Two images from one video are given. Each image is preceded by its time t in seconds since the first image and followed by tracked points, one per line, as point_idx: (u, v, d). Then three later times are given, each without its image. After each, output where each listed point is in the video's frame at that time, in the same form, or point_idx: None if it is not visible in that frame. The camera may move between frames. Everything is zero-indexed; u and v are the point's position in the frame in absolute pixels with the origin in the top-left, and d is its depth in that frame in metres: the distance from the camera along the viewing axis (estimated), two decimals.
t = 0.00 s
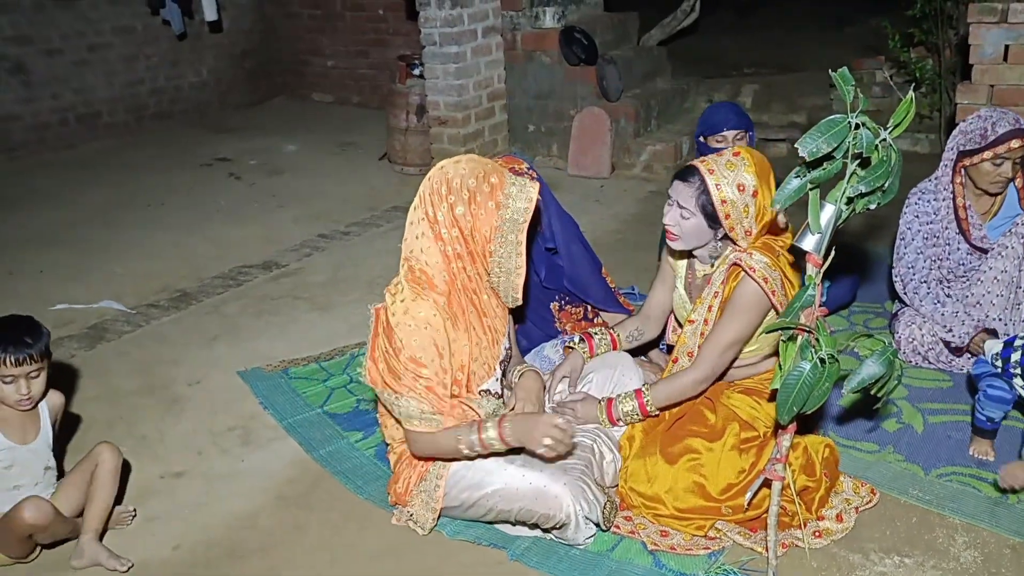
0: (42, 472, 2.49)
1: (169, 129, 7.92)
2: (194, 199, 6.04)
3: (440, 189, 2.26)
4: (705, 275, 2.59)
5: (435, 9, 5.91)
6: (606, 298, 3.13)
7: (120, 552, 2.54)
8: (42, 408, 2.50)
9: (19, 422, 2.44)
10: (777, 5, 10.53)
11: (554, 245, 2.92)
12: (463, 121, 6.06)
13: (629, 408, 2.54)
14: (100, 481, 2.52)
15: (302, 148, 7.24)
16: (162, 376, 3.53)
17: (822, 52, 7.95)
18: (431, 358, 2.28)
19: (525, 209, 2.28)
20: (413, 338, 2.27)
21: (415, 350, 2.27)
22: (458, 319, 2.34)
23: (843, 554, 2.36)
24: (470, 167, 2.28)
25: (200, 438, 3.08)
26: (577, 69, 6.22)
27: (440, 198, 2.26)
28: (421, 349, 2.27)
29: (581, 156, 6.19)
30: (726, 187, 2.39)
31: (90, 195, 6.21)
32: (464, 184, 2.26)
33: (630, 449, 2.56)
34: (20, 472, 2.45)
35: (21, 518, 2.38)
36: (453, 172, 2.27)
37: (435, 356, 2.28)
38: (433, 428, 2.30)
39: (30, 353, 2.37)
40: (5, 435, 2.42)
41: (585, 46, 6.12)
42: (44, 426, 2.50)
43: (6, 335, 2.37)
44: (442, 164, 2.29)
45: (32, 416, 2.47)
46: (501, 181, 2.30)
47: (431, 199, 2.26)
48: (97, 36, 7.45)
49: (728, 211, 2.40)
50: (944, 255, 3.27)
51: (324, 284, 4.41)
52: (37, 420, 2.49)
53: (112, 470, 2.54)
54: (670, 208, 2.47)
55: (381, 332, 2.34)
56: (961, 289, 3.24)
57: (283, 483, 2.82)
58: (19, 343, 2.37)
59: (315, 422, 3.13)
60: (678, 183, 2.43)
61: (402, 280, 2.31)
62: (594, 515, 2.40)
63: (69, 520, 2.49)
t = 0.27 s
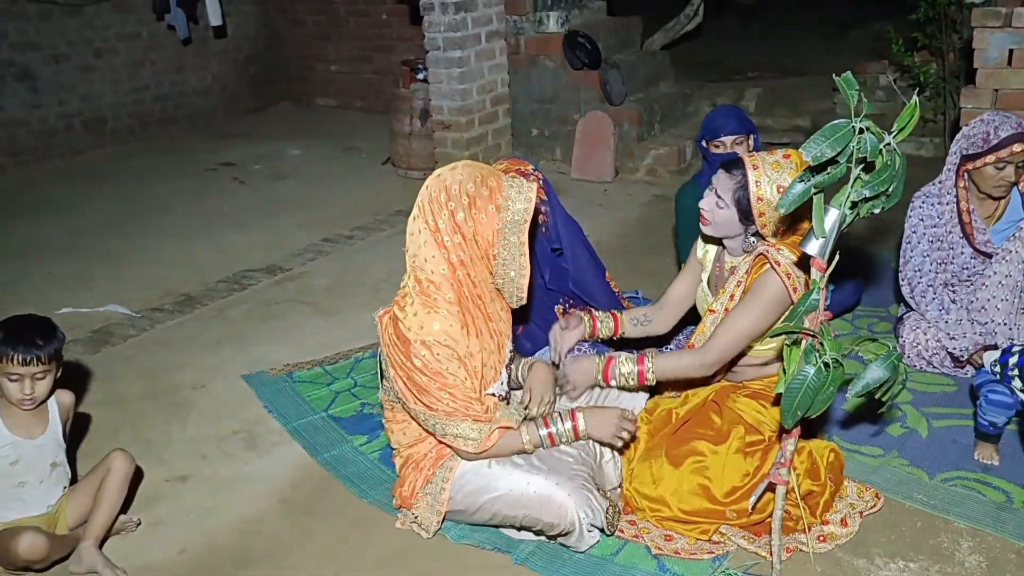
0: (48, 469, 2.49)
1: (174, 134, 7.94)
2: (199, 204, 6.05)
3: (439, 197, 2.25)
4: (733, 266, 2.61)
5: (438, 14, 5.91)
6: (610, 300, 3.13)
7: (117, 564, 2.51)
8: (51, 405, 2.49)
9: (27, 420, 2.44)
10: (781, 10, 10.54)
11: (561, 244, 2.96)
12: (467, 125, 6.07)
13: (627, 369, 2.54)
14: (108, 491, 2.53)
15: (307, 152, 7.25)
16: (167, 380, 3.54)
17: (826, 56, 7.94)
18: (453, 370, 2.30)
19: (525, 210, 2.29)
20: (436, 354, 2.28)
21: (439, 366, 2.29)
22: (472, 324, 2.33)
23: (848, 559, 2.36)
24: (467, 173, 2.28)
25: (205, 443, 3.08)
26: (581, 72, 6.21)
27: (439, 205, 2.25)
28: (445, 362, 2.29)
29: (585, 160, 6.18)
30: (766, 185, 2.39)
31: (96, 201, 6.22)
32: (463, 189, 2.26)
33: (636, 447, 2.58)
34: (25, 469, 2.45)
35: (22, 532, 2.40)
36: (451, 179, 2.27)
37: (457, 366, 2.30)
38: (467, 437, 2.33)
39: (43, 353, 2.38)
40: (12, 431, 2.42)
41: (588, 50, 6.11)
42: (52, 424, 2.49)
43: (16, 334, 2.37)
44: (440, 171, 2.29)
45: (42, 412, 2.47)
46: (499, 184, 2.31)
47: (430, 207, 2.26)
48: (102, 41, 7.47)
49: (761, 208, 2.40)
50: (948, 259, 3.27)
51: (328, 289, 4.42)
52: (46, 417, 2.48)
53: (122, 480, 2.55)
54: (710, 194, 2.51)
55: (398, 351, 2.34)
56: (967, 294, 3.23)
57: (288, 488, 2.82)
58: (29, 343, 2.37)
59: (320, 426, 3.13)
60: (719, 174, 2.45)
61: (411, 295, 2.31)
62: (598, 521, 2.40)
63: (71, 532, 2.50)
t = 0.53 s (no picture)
0: (61, 477, 2.49)
1: (177, 139, 7.96)
2: (202, 208, 6.06)
3: (442, 203, 2.25)
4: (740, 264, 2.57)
5: (442, 19, 5.92)
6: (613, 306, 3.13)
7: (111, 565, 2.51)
8: (64, 412, 2.50)
9: (40, 423, 2.44)
10: (784, 17, 10.55)
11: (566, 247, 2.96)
12: (469, 131, 6.07)
13: (627, 324, 2.47)
14: (121, 505, 2.58)
15: (309, 157, 7.26)
16: (169, 384, 3.54)
17: (828, 63, 7.95)
18: (453, 379, 2.30)
19: (529, 217, 2.28)
20: (436, 363, 2.29)
21: (439, 375, 2.29)
22: (474, 332, 2.33)
23: (851, 565, 2.35)
24: (470, 180, 2.27)
25: (207, 447, 3.08)
26: (583, 78, 6.22)
27: (442, 212, 2.25)
28: (445, 371, 2.29)
29: (588, 165, 6.18)
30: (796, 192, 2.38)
31: (99, 205, 6.23)
32: (466, 197, 2.26)
33: (639, 451, 2.57)
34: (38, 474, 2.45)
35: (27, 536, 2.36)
36: (454, 186, 2.25)
37: (457, 375, 2.30)
38: (469, 443, 2.34)
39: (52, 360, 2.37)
40: (27, 435, 2.42)
41: (591, 56, 6.12)
42: (65, 430, 2.49)
43: (28, 337, 2.37)
44: (442, 178, 2.28)
45: (54, 421, 2.47)
46: (502, 192, 2.30)
47: (433, 214, 2.25)
48: (106, 46, 7.49)
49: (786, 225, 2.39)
50: (951, 264, 3.25)
51: (331, 293, 4.42)
52: (59, 425, 2.48)
53: (136, 501, 2.60)
54: (737, 197, 2.42)
55: (399, 358, 2.35)
56: (970, 299, 3.22)
57: (290, 492, 2.82)
58: (40, 348, 2.36)
59: (322, 431, 3.13)
60: (752, 182, 2.38)
61: (412, 303, 2.31)
62: (600, 526, 2.39)
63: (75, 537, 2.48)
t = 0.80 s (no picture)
0: (58, 480, 2.51)
1: (178, 138, 7.95)
2: (202, 207, 6.06)
3: (442, 206, 2.25)
4: (743, 261, 2.59)
5: (443, 19, 5.93)
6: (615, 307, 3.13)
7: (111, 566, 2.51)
8: (65, 415, 2.51)
9: (41, 427, 2.46)
10: (785, 17, 10.55)
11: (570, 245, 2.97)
12: (470, 130, 6.06)
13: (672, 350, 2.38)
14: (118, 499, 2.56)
15: (310, 157, 7.26)
16: (169, 383, 3.54)
17: (830, 63, 7.95)
18: (453, 381, 2.30)
19: (529, 219, 2.27)
20: (436, 365, 2.29)
21: (439, 377, 2.29)
22: (474, 334, 2.33)
23: (851, 565, 2.36)
24: (470, 182, 2.27)
25: (207, 446, 3.08)
26: (584, 78, 6.22)
27: (442, 214, 2.25)
28: (445, 373, 2.29)
29: (588, 165, 6.17)
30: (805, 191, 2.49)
31: (99, 204, 6.23)
32: (466, 199, 2.26)
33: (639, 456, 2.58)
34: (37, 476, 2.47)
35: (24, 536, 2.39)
36: (453, 189, 2.26)
37: (457, 377, 2.30)
38: (469, 445, 2.33)
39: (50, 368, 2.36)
40: (27, 439, 2.44)
41: (592, 56, 6.11)
42: (66, 431, 2.51)
43: (31, 341, 2.38)
44: (442, 180, 2.28)
45: (58, 424, 2.49)
46: (503, 193, 2.29)
47: (433, 216, 2.26)
48: (107, 45, 7.49)
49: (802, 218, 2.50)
50: (952, 265, 3.25)
51: (331, 293, 4.42)
52: (60, 428, 2.50)
53: (132, 493, 2.57)
54: (754, 197, 2.47)
55: (399, 360, 2.35)
56: (970, 299, 3.21)
57: (290, 491, 2.82)
58: (40, 354, 2.36)
59: (322, 430, 3.13)
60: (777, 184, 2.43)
61: (413, 304, 2.31)
62: (600, 527, 2.39)
63: (75, 528, 2.49)
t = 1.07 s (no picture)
0: (59, 481, 2.51)
1: (178, 138, 7.95)
2: (202, 208, 6.06)
3: (441, 211, 2.26)
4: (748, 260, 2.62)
5: (443, 19, 5.93)
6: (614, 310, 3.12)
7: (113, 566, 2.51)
8: (64, 415, 2.51)
9: (41, 429, 2.45)
10: (785, 17, 10.55)
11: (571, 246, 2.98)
12: (470, 131, 6.06)
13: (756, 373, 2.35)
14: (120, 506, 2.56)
15: (310, 158, 7.26)
16: (169, 384, 3.54)
17: (829, 64, 7.95)
18: (454, 383, 2.30)
19: (530, 223, 2.29)
20: (437, 366, 2.28)
21: (440, 378, 2.29)
22: (475, 337, 2.33)
23: (850, 567, 2.36)
24: (469, 187, 2.27)
25: (206, 448, 3.08)
26: (584, 79, 6.22)
27: (441, 220, 2.26)
28: (446, 375, 2.29)
29: (588, 165, 6.17)
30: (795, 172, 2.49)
31: (98, 204, 6.24)
32: (465, 205, 2.26)
33: (638, 454, 2.57)
34: (38, 477, 2.47)
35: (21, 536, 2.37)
36: (452, 194, 2.26)
37: (458, 379, 2.30)
38: (468, 447, 2.33)
39: (44, 371, 2.35)
40: (27, 440, 2.43)
41: (592, 56, 6.11)
42: (65, 433, 2.51)
43: (26, 345, 2.36)
44: (442, 184, 2.29)
45: (56, 424, 2.48)
46: (503, 197, 2.30)
47: (432, 221, 2.27)
48: (107, 45, 7.49)
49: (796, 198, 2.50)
50: (951, 267, 3.24)
51: (331, 294, 4.42)
52: (60, 428, 2.50)
53: (135, 500, 2.58)
54: (745, 194, 2.51)
55: (399, 362, 2.34)
56: (970, 302, 3.21)
57: (290, 493, 2.82)
58: (33, 358, 2.35)
59: (321, 432, 3.13)
60: (760, 175, 2.45)
61: (413, 307, 2.31)
62: (600, 530, 2.40)
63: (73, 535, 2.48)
